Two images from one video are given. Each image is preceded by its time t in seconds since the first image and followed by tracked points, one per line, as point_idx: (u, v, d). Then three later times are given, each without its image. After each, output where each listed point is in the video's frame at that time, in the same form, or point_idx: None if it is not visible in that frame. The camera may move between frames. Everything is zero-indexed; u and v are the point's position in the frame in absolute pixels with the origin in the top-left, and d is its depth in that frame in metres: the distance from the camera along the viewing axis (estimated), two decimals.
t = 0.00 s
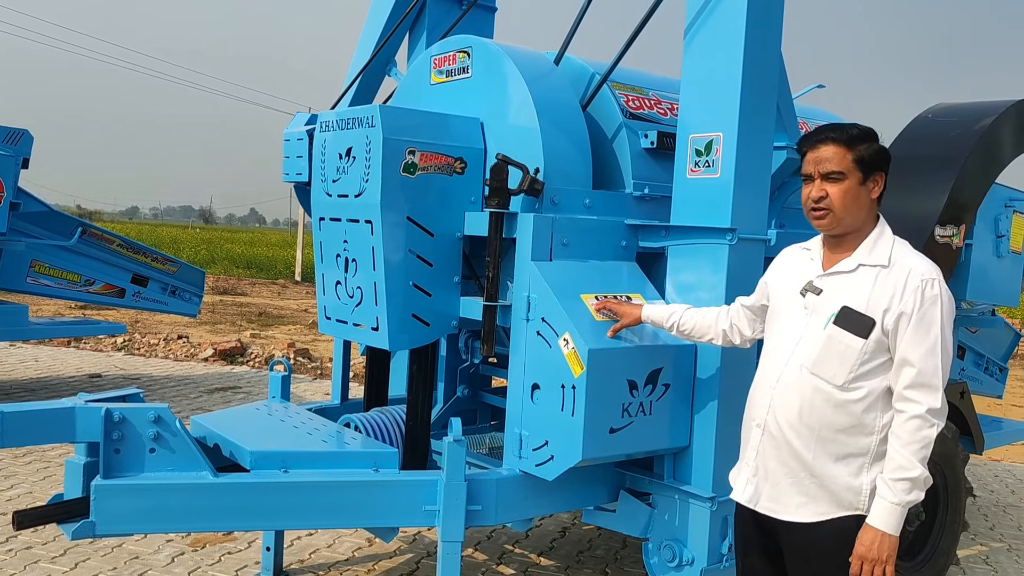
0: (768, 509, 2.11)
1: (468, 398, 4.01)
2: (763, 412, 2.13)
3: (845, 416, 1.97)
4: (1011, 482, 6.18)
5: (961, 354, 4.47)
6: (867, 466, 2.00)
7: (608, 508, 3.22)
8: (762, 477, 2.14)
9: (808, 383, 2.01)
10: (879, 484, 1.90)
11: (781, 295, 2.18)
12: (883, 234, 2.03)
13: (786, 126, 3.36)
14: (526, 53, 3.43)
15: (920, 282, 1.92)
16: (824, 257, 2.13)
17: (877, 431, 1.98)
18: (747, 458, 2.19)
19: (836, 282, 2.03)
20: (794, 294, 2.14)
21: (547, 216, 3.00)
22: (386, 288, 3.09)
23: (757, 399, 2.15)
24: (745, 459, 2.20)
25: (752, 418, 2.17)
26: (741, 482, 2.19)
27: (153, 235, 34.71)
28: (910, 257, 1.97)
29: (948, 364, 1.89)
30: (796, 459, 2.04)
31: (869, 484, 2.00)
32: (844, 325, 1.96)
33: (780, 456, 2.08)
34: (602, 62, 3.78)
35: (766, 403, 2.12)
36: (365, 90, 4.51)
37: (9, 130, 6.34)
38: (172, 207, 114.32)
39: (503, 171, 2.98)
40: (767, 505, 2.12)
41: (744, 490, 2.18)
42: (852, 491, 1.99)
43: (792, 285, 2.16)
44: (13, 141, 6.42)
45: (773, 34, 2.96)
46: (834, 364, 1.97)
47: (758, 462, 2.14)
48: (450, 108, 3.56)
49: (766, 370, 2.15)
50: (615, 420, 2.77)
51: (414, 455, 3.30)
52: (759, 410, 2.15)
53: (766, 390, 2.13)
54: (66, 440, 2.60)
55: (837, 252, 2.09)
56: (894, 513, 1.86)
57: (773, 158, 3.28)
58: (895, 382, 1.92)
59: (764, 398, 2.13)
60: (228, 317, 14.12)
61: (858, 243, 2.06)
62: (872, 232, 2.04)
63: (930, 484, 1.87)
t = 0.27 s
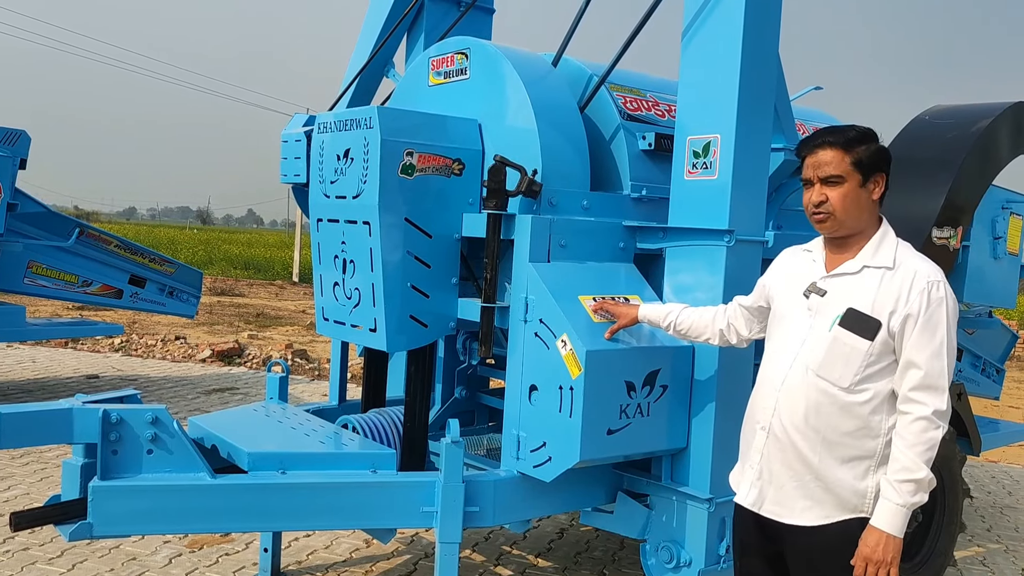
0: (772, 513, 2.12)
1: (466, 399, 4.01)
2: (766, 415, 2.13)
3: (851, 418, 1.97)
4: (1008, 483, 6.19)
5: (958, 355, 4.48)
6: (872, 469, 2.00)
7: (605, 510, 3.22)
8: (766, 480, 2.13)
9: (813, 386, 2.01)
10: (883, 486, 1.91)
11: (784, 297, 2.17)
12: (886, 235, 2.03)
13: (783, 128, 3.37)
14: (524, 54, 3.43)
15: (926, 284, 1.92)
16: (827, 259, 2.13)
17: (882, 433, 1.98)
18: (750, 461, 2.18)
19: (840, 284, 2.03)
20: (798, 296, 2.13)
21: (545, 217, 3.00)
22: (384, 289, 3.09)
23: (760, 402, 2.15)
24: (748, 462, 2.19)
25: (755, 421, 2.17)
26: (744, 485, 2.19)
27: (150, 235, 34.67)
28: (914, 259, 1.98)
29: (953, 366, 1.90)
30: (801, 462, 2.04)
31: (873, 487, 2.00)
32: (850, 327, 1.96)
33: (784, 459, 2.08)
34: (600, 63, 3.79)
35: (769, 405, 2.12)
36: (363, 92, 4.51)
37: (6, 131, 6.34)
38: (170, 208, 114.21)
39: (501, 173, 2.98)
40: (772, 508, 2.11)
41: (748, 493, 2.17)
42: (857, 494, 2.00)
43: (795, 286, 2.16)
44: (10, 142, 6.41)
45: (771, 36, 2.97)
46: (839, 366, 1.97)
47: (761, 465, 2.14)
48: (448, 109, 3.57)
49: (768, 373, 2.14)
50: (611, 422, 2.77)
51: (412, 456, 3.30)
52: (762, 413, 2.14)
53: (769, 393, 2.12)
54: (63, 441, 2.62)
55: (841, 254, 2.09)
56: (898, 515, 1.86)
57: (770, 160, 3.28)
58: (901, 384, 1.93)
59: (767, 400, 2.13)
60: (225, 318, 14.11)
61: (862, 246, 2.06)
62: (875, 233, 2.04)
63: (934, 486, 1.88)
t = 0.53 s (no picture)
0: (775, 516, 2.11)
1: (463, 400, 4.01)
2: (768, 417, 2.12)
3: (854, 418, 1.98)
4: (1005, 483, 6.20)
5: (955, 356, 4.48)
6: (876, 468, 2.00)
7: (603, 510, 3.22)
8: (769, 483, 2.12)
9: (817, 388, 2.00)
10: (899, 487, 1.90)
11: (781, 299, 2.17)
12: (886, 234, 2.05)
13: (781, 128, 3.37)
14: (521, 55, 3.43)
15: (926, 282, 1.93)
16: (824, 259, 2.12)
17: (884, 432, 1.99)
18: (753, 464, 2.17)
19: (840, 284, 2.03)
20: (797, 298, 2.12)
21: (542, 217, 3.00)
22: (381, 289, 3.09)
23: (762, 404, 2.14)
24: (750, 465, 2.18)
25: (757, 423, 2.15)
26: (748, 488, 2.18)
27: (147, 236, 34.63)
28: (913, 258, 1.98)
29: (957, 363, 1.91)
30: (805, 464, 2.04)
31: (878, 486, 2.01)
32: (853, 328, 1.96)
33: (787, 461, 2.07)
34: (597, 64, 3.79)
35: (772, 408, 2.11)
36: (360, 92, 4.50)
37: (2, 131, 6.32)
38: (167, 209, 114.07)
39: (498, 173, 2.98)
40: (776, 511, 2.11)
41: (752, 496, 2.16)
42: (861, 495, 2.00)
43: (792, 287, 2.15)
44: (6, 142, 6.39)
45: (768, 36, 2.97)
46: (843, 367, 1.97)
47: (764, 468, 2.13)
48: (445, 109, 3.56)
49: (769, 374, 2.14)
50: (609, 422, 2.77)
51: (409, 457, 3.30)
52: (764, 415, 2.13)
53: (771, 395, 2.11)
54: (59, 441, 2.63)
55: (841, 254, 2.08)
56: (916, 516, 1.86)
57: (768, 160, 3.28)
58: (906, 384, 1.93)
59: (768, 402, 2.12)
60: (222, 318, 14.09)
61: (860, 245, 2.05)
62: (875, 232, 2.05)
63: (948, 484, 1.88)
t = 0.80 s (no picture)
0: (778, 518, 2.10)
1: (460, 401, 4.00)
2: (768, 419, 2.11)
3: (854, 419, 1.98)
4: (1001, 484, 6.21)
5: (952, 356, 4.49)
6: (876, 468, 2.01)
7: (600, 511, 3.22)
8: (770, 485, 2.12)
9: (817, 389, 2.00)
10: (901, 486, 1.90)
11: (779, 300, 2.16)
12: (883, 234, 2.06)
13: (777, 129, 3.37)
14: (518, 55, 3.43)
15: (924, 281, 1.93)
16: (821, 261, 2.12)
17: (883, 432, 1.99)
18: (753, 466, 2.16)
19: (838, 285, 2.03)
20: (794, 299, 2.12)
21: (539, 218, 3.00)
22: (378, 290, 3.08)
23: (761, 406, 2.13)
24: (751, 467, 2.17)
25: (757, 425, 2.15)
26: (748, 491, 2.17)
27: (144, 237, 34.58)
28: (910, 258, 1.98)
29: (956, 362, 1.91)
30: (805, 465, 2.03)
31: (878, 485, 2.01)
32: (852, 329, 1.96)
33: (788, 463, 2.07)
34: (594, 65, 3.79)
35: (772, 410, 2.10)
36: (357, 93, 4.50)
37: None
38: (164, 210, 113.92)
39: (495, 174, 2.97)
40: (778, 513, 2.10)
41: (753, 499, 2.15)
42: (862, 495, 2.01)
43: (789, 288, 2.15)
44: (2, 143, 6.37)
45: (765, 37, 2.97)
46: (843, 368, 1.97)
47: (765, 470, 2.12)
48: (442, 110, 3.56)
49: (768, 376, 2.13)
50: (606, 423, 2.77)
51: (406, 458, 3.29)
52: (764, 417, 2.13)
53: (770, 396, 2.11)
54: (55, 443, 2.61)
55: (839, 255, 2.08)
56: (918, 515, 1.86)
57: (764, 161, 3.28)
58: (906, 383, 1.93)
59: (768, 404, 2.11)
60: (219, 319, 14.07)
61: (858, 245, 2.06)
62: (872, 232, 2.05)
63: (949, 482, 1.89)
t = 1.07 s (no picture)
0: (772, 517, 2.10)
1: (457, 402, 4.00)
2: (763, 419, 2.12)
3: (848, 419, 1.98)
4: (998, 484, 6.22)
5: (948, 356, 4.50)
6: (869, 468, 2.01)
7: (597, 512, 3.22)
8: (764, 485, 2.12)
9: (811, 389, 2.00)
10: (889, 486, 1.91)
11: (775, 300, 2.16)
12: (880, 235, 2.06)
13: (774, 129, 3.37)
14: (515, 56, 3.43)
15: (920, 282, 1.94)
16: (817, 261, 2.12)
17: (877, 432, 2.00)
18: (748, 466, 2.16)
19: (834, 285, 2.03)
20: (790, 299, 2.12)
21: (536, 219, 3.00)
22: (374, 291, 3.08)
23: (757, 406, 2.14)
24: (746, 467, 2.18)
25: (752, 425, 2.15)
26: (743, 491, 2.17)
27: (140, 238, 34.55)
28: (906, 259, 1.98)
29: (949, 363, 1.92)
30: (800, 465, 2.04)
31: (872, 486, 2.01)
32: (847, 329, 1.96)
33: (783, 463, 2.07)
34: (591, 65, 3.79)
35: (766, 410, 2.10)
36: (353, 93, 4.50)
37: None
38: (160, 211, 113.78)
39: (492, 175, 2.97)
40: (772, 513, 2.10)
41: (747, 499, 2.15)
42: (856, 495, 2.01)
43: (786, 288, 2.15)
44: None
45: (761, 38, 2.97)
46: (837, 369, 1.97)
47: (759, 470, 2.13)
48: (439, 111, 3.56)
49: (763, 376, 2.14)
50: (603, 424, 2.77)
51: (403, 459, 3.29)
52: (759, 417, 2.13)
53: (765, 396, 2.11)
54: (51, 445, 2.61)
55: (836, 254, 2.08)
56: (905, 515, 1.87)
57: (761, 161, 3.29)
58: (899, 383, 1.93)
59: (763, 404, 2.12)
60: (216, 321, 14.05)
61: (855, 246, 2.06)
62: (869, 233, 2.06)
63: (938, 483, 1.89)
